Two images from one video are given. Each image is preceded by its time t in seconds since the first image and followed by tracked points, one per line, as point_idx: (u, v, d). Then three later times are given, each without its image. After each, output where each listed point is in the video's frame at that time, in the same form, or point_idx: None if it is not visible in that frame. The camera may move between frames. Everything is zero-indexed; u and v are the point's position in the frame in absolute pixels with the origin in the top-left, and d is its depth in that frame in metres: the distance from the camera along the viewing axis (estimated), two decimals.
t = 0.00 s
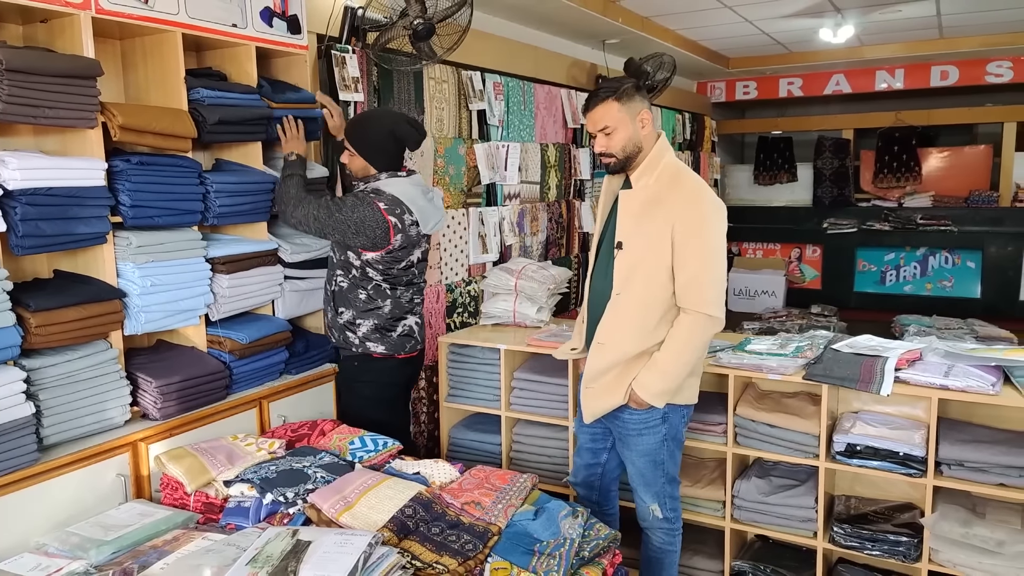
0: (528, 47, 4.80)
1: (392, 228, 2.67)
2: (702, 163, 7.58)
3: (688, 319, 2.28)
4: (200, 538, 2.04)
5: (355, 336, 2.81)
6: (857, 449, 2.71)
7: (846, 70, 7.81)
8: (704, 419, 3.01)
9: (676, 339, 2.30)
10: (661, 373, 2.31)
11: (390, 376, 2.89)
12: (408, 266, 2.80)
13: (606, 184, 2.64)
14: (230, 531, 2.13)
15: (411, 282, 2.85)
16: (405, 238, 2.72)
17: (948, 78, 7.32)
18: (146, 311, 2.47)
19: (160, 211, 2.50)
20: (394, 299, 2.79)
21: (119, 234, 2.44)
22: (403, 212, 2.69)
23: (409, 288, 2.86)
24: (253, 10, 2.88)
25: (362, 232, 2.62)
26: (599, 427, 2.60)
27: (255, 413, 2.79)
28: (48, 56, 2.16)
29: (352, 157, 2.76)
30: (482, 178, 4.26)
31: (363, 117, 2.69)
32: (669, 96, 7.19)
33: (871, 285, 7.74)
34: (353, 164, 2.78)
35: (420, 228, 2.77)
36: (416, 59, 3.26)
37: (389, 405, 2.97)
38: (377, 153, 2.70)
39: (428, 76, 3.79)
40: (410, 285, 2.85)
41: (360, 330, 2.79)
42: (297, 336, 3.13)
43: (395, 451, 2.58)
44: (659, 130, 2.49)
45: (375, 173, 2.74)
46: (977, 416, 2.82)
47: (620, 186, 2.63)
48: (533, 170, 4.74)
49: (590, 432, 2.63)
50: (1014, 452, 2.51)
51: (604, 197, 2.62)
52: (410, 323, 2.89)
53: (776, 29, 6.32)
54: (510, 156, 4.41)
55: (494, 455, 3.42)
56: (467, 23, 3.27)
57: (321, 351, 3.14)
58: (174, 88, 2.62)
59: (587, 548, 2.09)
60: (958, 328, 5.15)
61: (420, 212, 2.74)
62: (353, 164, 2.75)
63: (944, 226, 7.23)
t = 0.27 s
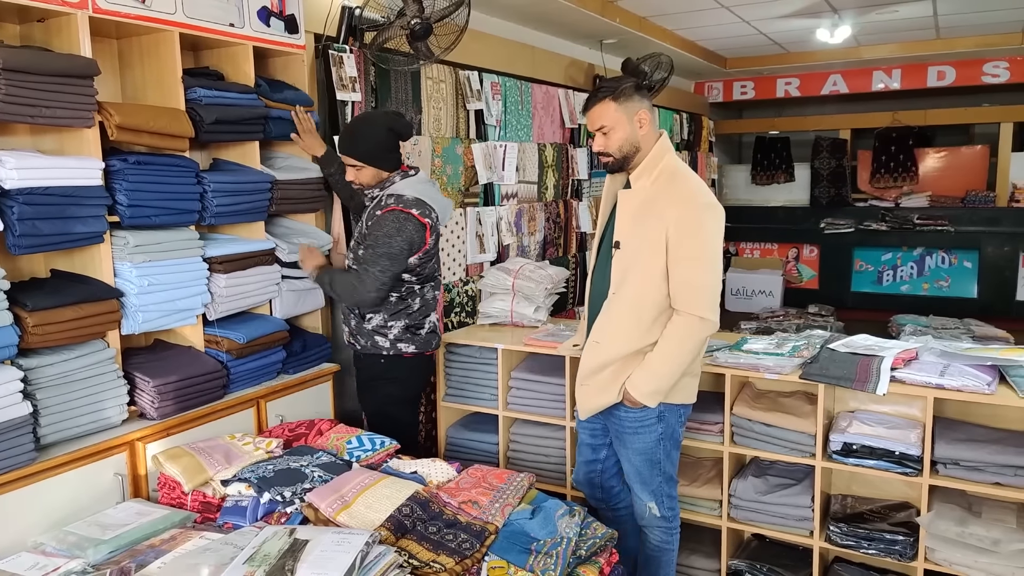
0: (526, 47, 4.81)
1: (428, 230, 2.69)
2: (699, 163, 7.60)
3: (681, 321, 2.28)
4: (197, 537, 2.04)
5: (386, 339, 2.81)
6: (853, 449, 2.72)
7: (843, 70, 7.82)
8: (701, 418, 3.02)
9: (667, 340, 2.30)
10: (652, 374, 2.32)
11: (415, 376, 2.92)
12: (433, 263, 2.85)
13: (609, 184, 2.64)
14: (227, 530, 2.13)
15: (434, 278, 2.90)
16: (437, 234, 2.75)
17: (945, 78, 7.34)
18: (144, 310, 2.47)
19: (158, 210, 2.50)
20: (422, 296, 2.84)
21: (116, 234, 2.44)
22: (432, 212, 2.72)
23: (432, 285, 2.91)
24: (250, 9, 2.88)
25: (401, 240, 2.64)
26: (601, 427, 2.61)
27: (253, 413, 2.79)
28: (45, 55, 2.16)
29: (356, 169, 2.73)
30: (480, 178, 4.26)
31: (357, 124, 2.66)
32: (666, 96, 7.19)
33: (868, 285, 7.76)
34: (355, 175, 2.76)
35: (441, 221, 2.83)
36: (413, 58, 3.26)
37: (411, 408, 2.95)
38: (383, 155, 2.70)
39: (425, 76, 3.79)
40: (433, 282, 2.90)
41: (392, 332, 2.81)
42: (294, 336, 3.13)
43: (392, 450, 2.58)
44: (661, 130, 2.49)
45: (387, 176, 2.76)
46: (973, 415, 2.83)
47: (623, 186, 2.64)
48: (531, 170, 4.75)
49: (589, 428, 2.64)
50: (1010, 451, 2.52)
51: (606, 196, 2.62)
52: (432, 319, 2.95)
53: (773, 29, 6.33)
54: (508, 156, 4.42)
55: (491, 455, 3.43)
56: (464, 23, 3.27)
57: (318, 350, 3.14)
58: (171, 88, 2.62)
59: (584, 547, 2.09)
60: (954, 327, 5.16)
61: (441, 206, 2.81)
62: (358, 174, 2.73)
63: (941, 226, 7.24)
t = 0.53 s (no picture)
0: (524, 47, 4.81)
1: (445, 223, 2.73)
2: (697, 163, 7.61)
3: (677, 315, 2.29)
4: (195, 537, 2.05)
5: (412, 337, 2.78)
6: (850, 448, 2.73)
7: (840, 71, 7.83)
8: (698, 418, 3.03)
9: (663, 333, 2.30)
10: (647, 367, 2.32)
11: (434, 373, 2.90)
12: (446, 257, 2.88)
13: (610, 182, 2.65)
14: (225, 530, 2.14)
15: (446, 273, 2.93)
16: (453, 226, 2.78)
17: (942, 78, 7.35)
18: (142, 311, 2.48)
19: (156, 211, 2.51)
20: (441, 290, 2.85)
21: (114, 234, 2.45)
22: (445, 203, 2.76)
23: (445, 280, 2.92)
24: (248, 10, 2.89)
25: (427, 230, 2.67)
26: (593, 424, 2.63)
27: (251, 413, 2.80)
28: (43, 56, 2.16)
29: (363, 173, 2.73)
30: (478, 178, 4.26)
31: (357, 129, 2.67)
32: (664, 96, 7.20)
33: (866, 285, 7.78)
34: (362, 180, 2.75)
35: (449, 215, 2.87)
36: (412, 59, 3.27)
37: (421, 410, 2.91)
38: (389, 153, 2.71)
39: (423, 76, 3.79)
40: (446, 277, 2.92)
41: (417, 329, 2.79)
42: (293, 336, 3.14)
43: (390, 450, 2.59)
44: (664, 130, 2.49)
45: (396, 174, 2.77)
46: (969, 415, 2.84)
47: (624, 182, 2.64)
48: (529, 170, 4.75)
49: (595, 427, 2.63)
50: (1006, 450, 2.53)
51: (608, 194, 2.61)
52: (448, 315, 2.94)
53: (771, 29, 6.34)
54: (506, 156, 4.43)
55: (489, 455, 3.43)
56: (462, 24, 3.29)
57: (317, 351, 3.15)
58: (169, 89, 2.62)
59: (581, 547, 2.10)
60: (951, 327, 5.17)
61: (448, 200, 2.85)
62: (366, 176, 2.73)
63: (939, 226, 7.25)
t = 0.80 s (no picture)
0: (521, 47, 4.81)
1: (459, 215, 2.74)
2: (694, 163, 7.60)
3: (679, 307, 2.27)
4: (192, 538, 2.04)
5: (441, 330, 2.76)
6: (847, 448, 2.73)
7: (838, 71, 7.84)
8: (695, 418, 3.03)
9: (666, 327, 2.29)
10: (651, 360, 2.31)
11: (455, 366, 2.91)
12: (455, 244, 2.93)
13: (612, 180, 2.64)
14: (221, 530, 2.12)
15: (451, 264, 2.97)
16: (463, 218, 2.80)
17: (939, 78, 7.36)
18: (138, 311, 2.47)
19: (152, 211, 2.50)
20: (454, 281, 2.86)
21: (110, 234, 2.44)
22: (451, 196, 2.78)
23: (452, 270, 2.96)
24: (245, 10, 2.88)
25: (446, 222, 2.67)
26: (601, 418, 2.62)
27: (248, 413, 2.79)
28: (38, 56, 2.15)
29: (367, 175, 2.67)
30: (475, 178, 4.26)
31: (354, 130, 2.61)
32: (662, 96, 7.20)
33: (863, 285, 7.78)
34: (366, 181, 2.68)
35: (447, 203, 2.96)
36: (409, 59, 3.26)
37: (431, 414, 2.85)
38: (388, 151, 2.66)
39: (420, 76, 3.79)
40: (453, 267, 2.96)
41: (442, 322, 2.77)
42: (290, 336, 3.13)
43: (387, 450, 2.58)
44: (664, 129, 2.49)
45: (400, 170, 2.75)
46: (966, 414, 2.84)
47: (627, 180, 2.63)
48: (526, 170, 4.75)
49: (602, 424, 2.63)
50: (1003, 450, 2.53)
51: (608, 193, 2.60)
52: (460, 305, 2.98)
53: (768, 29, 6.34)
54: (503, 156, 4.42)
55: (487, 455, 3.43)
56: (460, 24, 3.30)
57: (313, 351, 3.14)
58: (165, 88, 2.62)
59: (578, 546, 2.09)
60: (948, 327, 5.17)
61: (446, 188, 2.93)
62: (370, 176, 2.67)
63: (936, 226, 7.26)
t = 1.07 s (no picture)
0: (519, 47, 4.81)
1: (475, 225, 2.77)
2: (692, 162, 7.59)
3: (695, 300, 2.26)
4: (188, 538, 2.03)
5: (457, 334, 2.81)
6: (844, 448, 2.73)
7: (835, 71, 7.84)
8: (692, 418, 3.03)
9: (682, 321, 2.28)
10: (670, 354, 2.30)
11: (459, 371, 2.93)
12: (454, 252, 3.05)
13: (612, 184, 2.64)
14: (218, 531, 2.11)
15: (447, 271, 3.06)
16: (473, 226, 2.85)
17: (937, 78, 7.37)
18: (135, 312, 2.47)
19: (148, 211, 2.49)
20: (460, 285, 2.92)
21: (106, 235, 2.44)
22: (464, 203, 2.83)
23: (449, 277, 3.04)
24: (242, 9, 2.87)
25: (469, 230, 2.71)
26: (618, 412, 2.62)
27: (245, 414, 2.79)
28: (34, 56, 2.15)
29: (394, 179, 2.61)
30: (472, 178, 4.26)
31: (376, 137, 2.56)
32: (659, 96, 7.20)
33: (860, 285, 7.76)
34: (390, 187, 2.63)
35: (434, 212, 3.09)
36: (406, 59, 3.25)
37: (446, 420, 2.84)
38: (413, 152, 2.63)
39: (417, 76, 3.78)
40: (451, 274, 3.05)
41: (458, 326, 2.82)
42: (286, 336, 3.13)
43: (385, 451, 2.57)
44: (661, 130, 2.49)
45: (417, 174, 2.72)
46: (962, 414, 2.84)
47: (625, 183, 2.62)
48: (523, 170, 4.75)
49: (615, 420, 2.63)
50: (999, 450, 2.54)
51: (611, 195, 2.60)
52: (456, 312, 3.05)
53: (766, 29, 6.35)
54: (501, 156, 4.42)
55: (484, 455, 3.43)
56: (456, 24, 3.30)
57: (310, 351, 3.15)
58: (162, 88, 2.61)
59: (575, 547, 2.09)
60: (945, 327, 5.18)
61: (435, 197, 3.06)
62: (397, 179, 2.62)
63: (933, 226, 7.27)
